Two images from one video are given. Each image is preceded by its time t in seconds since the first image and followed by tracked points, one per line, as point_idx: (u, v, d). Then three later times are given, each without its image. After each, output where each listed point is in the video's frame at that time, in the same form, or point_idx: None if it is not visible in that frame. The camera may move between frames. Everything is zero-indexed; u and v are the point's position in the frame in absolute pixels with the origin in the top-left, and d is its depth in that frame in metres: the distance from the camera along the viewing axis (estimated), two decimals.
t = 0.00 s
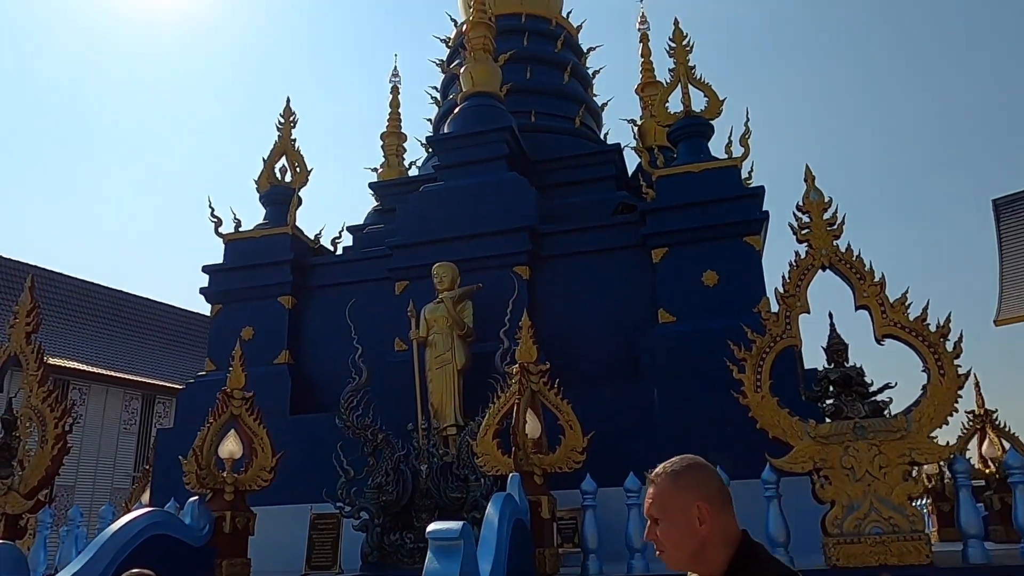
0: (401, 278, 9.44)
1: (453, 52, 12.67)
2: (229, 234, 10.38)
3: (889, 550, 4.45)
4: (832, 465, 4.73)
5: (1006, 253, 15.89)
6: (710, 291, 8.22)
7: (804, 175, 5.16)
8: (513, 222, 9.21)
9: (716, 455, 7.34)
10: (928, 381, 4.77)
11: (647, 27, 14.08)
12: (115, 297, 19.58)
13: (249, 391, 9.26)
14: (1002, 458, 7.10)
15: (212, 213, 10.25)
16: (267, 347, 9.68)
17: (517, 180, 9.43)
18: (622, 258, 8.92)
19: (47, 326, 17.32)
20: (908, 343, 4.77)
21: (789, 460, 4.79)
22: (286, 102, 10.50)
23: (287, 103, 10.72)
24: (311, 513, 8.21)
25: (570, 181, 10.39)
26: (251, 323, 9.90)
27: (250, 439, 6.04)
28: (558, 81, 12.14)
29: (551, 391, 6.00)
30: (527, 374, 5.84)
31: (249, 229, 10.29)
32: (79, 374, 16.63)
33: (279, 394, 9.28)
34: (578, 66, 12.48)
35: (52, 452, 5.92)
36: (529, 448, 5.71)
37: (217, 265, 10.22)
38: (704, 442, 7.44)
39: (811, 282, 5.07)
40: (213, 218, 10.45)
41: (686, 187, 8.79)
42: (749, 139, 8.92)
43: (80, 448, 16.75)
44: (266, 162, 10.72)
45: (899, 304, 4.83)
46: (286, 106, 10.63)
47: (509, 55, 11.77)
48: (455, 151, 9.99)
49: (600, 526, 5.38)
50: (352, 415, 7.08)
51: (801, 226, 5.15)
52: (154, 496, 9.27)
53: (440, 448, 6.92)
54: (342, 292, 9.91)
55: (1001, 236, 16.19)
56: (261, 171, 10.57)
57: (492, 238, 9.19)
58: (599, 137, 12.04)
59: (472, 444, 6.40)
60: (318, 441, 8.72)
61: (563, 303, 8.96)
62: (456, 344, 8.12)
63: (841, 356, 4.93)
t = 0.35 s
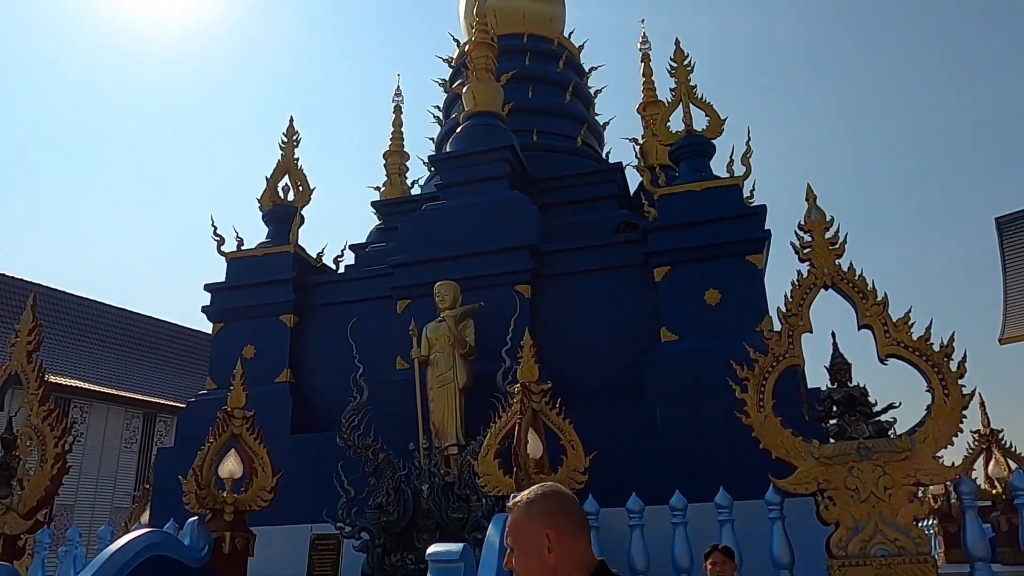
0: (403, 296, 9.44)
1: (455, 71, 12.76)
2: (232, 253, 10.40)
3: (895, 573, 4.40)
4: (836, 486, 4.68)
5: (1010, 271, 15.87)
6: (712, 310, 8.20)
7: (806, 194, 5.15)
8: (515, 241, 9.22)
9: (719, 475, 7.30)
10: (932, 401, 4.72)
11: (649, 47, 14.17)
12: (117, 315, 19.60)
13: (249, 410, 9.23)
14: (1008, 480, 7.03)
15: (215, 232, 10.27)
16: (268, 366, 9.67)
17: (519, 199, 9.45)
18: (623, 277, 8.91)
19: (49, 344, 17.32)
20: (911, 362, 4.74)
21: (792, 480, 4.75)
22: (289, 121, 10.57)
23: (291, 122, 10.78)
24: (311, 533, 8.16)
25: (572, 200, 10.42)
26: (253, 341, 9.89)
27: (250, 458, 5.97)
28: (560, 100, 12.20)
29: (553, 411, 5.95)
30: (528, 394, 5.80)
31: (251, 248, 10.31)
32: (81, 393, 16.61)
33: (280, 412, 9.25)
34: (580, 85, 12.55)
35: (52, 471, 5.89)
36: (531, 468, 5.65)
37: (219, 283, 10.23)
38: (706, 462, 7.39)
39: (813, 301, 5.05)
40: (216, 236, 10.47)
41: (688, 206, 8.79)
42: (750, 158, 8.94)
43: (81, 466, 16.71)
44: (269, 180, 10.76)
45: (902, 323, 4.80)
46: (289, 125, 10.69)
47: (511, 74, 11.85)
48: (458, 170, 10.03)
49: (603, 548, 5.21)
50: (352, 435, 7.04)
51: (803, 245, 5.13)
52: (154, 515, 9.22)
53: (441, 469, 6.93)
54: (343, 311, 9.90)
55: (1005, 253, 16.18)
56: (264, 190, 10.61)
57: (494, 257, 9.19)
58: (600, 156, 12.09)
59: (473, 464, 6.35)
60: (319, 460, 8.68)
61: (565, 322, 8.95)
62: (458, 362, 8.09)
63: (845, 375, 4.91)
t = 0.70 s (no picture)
0: (405, 313, 9.43)
1: (458, 89, 12.83)
2: (235, 269, 10.41)
3: None
4: (842, 505, 4.63)
5: (1014, 287, 15.82)
6: (715, 327, 8.17)
7: (809, 211, 5.13)
8: (518, 258, 9.21)
9: (723, 494, 7.25)
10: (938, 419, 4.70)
11: (651, 64, 14.24)
12: (119, 331, 19.61)
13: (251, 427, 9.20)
14: (1016, 498, 6.95)
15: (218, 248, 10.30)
16: (271, 383, 9.64)
17: (522, 216, 9.45)
18: (626, 293, 8.90)
19: (51, 361, 17.31)
20: (916, 380, 4.71)
21: (797, 499, 4.70)
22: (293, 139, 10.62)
23: (295, 140, 10.83)
24: (312, 552, 8.10)
25: (575, 217, 10.43)
26: (255, 358, 9.88)
27: (251, 476, 5.94)
28: (562, 117, 12.25)
29: (555, 429, 5.92)
30: (531, 412, 5.77)
31: (254, 265, 10.32)
32: (82, 410, 16.58)
33: (282, 430, 9.22)
34: (582, 102, 12.60)
35: (52, 490, 5.85)
36: (533, 486, 5.59)
37: (222, 300, 10.23)
38: (711, 481, 7.34)
39: (817, 318, 5.03)
40: (219, 253, 10.49)
41: (691, 223, 8.79)
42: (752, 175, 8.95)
43: (82, 484, 16.64)
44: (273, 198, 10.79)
45: (907, 340, 4.77)
46: (292, 143, 10.73)
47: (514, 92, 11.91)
48: (461, 187, 10.05)
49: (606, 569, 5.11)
50: (353, 452, 7.05)
51: (806, 261, 5.12)
52: (154, 533, 9.16)
53: (444, 487, 6.88)
54: (346, 328, 9.89)
55: (1009, 270, 16.13)
56: (267, 207, 10.64)
57: (497, 274, 9.18)
58: (603, 173, 12.11)
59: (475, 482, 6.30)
60: (321, 478, 8.63)
61: (568, 339, 8.92)
62: (460, 380, 8.06)
63: (849, 394, 4.86)
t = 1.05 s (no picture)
0: (410, 326, 9.44)
1: (462, 103, 12.90)
2: (240, 283, 10.44)
3: None
4: (849, 519, 4.59)
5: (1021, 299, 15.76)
6: (720, 340, 8.15)
7: (814, 223, 5.13)
8: (522, 271, 9.21)
9: (729, 509, 7.20)
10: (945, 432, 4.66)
11: (654, 77, 14.29)
12: (125, 345, 19.66)
13: (255, 441, 9.19)
14: None
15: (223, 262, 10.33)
16: (275, 397, 9.64)
17: (526, 229, 9.47)
18: (631, 306, 8.88)
19: (57, 375, 17.35)
20: (923, 393, 4.68)
21: (803, 513, 4.67)
22: (298, 153, 10.67)
23: (300, 154, 10.88)
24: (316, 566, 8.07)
25: (579, 230, 10.44)
26: (260, 371, 9.88)
27: (255, 490, 5.92)
28: (566, 131, 12.29)
29: (560, 442, 5.89)
30: (535, 425, 5.75)
31: (260, 278, 10.34)
32: (88, 424, 16.60)
33: (286, 443, 9.21)
34: (586, 115, 12.64)
35: (56, 504, 5.84)
36: (538, 501, 5.56)
37: (227, 313, 10.25)
38: (717, 494, 7.29)
39: (823, 330, 5.00)
40: (225, 267, 10.53)
41: (695, 235, 8.79)
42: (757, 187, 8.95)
43: (87, 497, 16.64)
44: (278, 211, 10.83)
45: (913, 353, 4.75)
46: (298, 157, 10.79)
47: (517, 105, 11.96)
48: (465, 200, 10.08)
49: None
50: (358, 465, 7.05)
51: (810, 274, 5.11)
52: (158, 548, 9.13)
53: (448, 501, 6.87)
54: (351, 341, 9.89)
55: (1017, 280, 16.05)
56: (272, 220, 10.69)
57: (501, 286, 9.18)
58: (607, 185, 12.13)
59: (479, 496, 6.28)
60: (325, 492, 8.61)
61: (572, 352, 8.91)
62: (464, 393, 8.04)
63: (855, 407, 4.85)
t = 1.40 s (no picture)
0: (415, 335, 9.44)
1: (466, 112, 12.94)
2: (246, 293, 10.46)
3: None
4: (857, 528, 4.56)
5: None
6: (726, 348, 8.13)
7: (819, 230, 5.12)
8: (527, 279, 9.21)
9: (736, 517, 7.17)
10: (954, 440, 4.63)
11: (658, 86, 14.32)
12: (132, 355, 19.72)
13: (260, 451, 9.20)
14: None
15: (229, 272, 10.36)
16: (280, 406, 9.65)
17: (531, 237, 9.48)
18: (636, 314, 8.87)
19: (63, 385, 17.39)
20: (930, 401, 4.66)
21: (811, 522, 4.64)
22: (303, 162, 10.71)
23: (305, 164, 10.92)
24: None
25: (584, 238, 10.44)
26: (265, 381, 9.89)
27: (261, 501, 5.92)
28: (571, 139, 12.31)
29: (565, 451, 5.88)
30: (540, 434, 5.73)
31: (265, 287, 10.36)
32: (94, 434, 16.64)
33: (292, 453, 9.21)
34: (590, 124, 12.66)
35: (62, 514, 5.82)
36: (544, 510, 5.54)
37: (233, 323, 10.27)
38: (724, 504, 7.26)
39: (829, 338, 4.99)
40: (230, 277, 10.55)
41: (700, 243, 8.78)
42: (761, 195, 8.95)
43: (93, 507, 16.66)
44: (283, 221, 10.87)
45: (919, 360, 4.73)
46: (303, 167, 10.83)
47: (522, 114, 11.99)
48: (470, 209, 10.09)
49: None
50: (364, 475, 7.02)
51: (816, 282, 5.09)
52: (164, 558, 9.13)
53: (454, 510, 6.81)
54: (356, 350, 9.89)
55: None
56: (278, 230, 10.72)
57: (506, 295, 9.18)
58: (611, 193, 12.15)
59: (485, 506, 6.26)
60: (330, 502, 8.60)
61: (577, 361, 8.89)
62: (470, 402, 8.04)
63: (862, 415, 4.83)
